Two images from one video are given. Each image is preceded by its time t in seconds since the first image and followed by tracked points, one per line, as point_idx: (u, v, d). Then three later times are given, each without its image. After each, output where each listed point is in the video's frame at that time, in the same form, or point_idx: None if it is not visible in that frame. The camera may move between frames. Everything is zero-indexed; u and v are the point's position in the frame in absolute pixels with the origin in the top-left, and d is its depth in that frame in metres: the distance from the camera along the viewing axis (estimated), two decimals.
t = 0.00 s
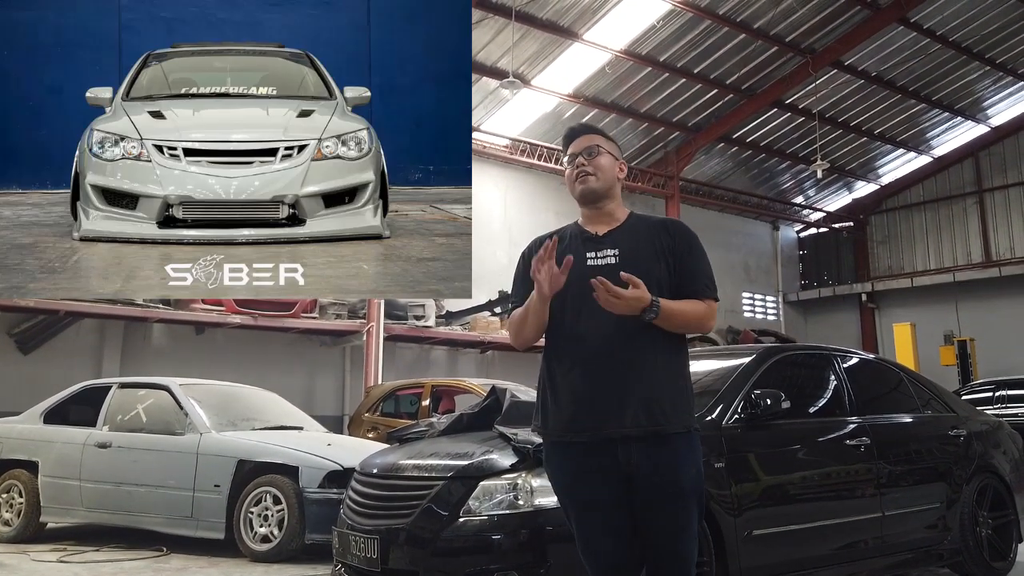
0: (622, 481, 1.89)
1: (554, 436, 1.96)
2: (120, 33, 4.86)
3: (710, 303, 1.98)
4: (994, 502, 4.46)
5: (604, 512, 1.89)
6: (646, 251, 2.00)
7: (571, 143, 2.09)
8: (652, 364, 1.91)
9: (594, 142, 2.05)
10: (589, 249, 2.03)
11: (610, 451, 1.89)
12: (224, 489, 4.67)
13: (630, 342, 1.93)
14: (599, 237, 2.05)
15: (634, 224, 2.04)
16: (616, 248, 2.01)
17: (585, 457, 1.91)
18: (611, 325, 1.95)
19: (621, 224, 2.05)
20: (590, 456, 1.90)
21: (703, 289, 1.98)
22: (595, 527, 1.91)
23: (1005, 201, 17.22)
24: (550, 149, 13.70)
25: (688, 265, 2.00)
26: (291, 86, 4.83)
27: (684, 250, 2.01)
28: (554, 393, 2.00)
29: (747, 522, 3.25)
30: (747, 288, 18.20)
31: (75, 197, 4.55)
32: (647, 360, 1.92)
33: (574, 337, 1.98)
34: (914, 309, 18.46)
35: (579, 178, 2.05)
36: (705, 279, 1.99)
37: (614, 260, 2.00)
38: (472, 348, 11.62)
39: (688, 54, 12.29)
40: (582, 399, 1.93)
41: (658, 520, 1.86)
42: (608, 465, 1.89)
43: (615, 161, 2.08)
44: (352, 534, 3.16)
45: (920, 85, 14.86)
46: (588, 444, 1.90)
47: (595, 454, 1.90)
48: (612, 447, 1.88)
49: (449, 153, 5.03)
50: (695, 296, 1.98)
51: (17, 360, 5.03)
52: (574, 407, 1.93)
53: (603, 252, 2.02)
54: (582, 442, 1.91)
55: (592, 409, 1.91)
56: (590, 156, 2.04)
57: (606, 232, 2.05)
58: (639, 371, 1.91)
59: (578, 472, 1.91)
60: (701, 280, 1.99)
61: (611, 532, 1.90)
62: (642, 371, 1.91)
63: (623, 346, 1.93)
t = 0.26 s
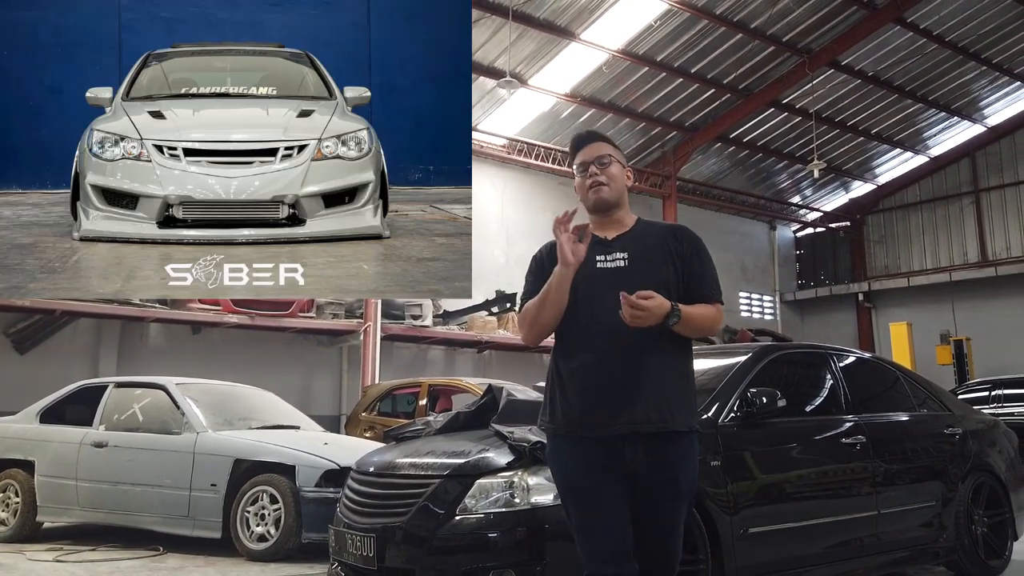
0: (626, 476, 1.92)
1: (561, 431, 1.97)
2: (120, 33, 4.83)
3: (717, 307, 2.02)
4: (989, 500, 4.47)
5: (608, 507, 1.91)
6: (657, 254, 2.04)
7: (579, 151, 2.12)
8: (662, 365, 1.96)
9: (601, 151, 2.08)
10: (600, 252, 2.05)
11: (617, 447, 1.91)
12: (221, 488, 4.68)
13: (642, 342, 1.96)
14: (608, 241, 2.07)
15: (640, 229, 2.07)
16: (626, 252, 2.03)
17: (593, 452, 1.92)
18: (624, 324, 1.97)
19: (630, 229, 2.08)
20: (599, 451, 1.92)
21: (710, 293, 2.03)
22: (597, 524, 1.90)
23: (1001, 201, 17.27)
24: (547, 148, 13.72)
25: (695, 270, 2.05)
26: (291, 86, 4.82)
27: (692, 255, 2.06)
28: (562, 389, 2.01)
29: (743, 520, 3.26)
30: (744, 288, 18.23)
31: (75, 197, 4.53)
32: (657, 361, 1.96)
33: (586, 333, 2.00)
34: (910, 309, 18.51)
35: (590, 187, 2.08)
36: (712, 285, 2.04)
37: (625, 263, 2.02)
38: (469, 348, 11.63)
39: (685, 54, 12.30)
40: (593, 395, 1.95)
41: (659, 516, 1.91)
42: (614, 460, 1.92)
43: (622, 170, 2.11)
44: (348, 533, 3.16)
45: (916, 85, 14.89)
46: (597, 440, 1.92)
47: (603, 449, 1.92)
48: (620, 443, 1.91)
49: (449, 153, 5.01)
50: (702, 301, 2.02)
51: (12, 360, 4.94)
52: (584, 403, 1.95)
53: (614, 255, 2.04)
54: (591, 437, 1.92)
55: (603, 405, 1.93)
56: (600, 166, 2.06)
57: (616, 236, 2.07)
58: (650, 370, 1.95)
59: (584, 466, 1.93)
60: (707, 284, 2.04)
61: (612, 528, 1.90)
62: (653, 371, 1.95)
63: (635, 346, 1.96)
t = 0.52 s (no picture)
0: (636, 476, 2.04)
1: (578, 431, 2.05)
2: (120, 33, 4.82)
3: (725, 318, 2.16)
4: (986, 498, 4.49)
5: (618, 505, 2.00)
6: (673, 268, 2.14)
7: (592, 159, 2.21)
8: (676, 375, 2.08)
9: (611, 159, 2.18)
10: (618, 261, 2.13)
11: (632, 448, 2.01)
12: (220, 486, 4.72)
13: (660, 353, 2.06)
14: (624, 248, 2.16)
15: (655, 238, 2.16)
16: (643, 261, 2.13)
17: (610, 453, 2.02)
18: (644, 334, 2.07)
19: (644, 236, 2.17)
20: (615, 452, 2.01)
21: (720, 305, 2.16)
22: (609, 523, 1.98)
23: (998, 201, 17.29)
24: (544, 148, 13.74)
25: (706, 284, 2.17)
26: (291, 86, 4.84)
27: (704, 269, 2.17)
28: (580, 390, 2.09)
29: (740, 517, 3.26)
30: (742, 288, 18.27)
31: (75, 197, 4.53)
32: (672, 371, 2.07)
33: (606, 340, 2.07)
34: (907, 309, 18.55)
35: (603, 193, 2.18)
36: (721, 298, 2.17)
37: (643, 274, 2.11)
38: (467, 347, 11.66)
39: (683, 54, 12.32)
40: (612, 399, 2.04)
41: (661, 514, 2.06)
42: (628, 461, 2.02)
43: (633, 175, 2.21)
44: (346, 530, 3.16)
45: (914, 85, 14.91)
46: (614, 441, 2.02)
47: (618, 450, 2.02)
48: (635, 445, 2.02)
49: (449, 153, 5.00)
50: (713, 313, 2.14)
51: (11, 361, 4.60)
52: (602, 406, 2.04)
53: (631, 265, 2.12)
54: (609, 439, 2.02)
55: (622, 410, 2.02)
56: (611, 172, 2.17)
57: (632, 243, 2.16)
58: (665, 379, 2.06)
59: (599, 465, 2.01)
60: (718, 297, 2.16)
61: (621, 525, 1.99)
62: (668, 379, 2.06)
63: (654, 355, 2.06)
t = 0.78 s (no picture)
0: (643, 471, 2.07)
1: (590, 426, 2.05)
2: (120, 33, 4.82)
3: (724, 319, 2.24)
4: (984, 494, 4.49)
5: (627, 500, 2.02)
6: (682, 268, 2.17)
7: (609, 157, 2.22)
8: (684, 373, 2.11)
9: (630, 159, 2.18)
10: (632, 260, 2.14)
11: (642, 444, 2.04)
12: (219, 483, 4.72)
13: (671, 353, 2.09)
14: (638, 248, 2.17)
15: (665, 239, 2.20)
16: (656, 262, 2.15)
17: (622, 449, 2.03)
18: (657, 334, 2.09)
19: (654, 237, 2.21)
20: (627, 448, 2.03)
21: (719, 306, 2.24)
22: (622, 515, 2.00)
23: (997, 199, 17.29)
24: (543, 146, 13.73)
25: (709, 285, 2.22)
26: (291, 87, 4.84)
27: (708, 270, 2.23)
28: (592, 386, 2.09)
29: (739, 513, 3.27)
30: (741, 286, 18.29)
31: (75, 196, 4.51)
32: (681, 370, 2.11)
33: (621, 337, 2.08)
34: (905, 307, 18.56)
35: (622, 192, 2.18)
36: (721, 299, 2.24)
37: (655, 274, 2.14)
38: (467, 345, 11.67)
39: (682, 52, 12.31)
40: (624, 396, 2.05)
41: (663, 507, 2.10)
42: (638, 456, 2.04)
43: (649, 178, 2.22)
44: (345, 525, 3.17)
45: (913, 83, 14.91)
46: (626, 437, 2.03)
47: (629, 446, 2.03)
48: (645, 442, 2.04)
49: (449, 153, 5.00)
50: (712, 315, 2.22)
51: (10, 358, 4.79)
52: (616, 402, 2.05)
53: (645, 265, 2.15)
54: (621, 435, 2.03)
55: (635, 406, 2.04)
56: (631, 173, 2.18)
57: (644, 243, 2.19)
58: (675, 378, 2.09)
59: (611, 460, 2.02)
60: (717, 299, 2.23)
61: (630, 518, 2.01)
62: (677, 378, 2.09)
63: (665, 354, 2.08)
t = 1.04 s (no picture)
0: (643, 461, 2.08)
1: (590, 416, 2.07)
2: (120, 33, 4.83)
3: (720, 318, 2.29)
4: (981, 488, 4.51)
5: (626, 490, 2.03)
6: (682, 264, 2.20)
7: (611, 155, 2.26)
8: (685, 365, 2.13)
9: (633, 156, 2.23)
10: (635, 254, 2.16)
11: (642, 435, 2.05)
12: (219, 477, 4.69)
13: (672, 345, 2.12)
14: (639, 243, 2.20)
15: (666, 235, 2.23)
16: (658, 257, 2.17)
17: (622, 439, 2.04)
18: (658, 326, 2.11)
19: (656, 232, 2.23)
20: (627, 438, 2.04)
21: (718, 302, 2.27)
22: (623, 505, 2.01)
23: (997, 194, 17.28)
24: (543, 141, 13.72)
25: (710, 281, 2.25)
26: (291, 86, 4.84)
27: (709, 266, 2.25)
28: (593, 377, 2.10)
29: (737, 506, 3.28)
30: (741, 281, 18.30)
31: (75, 197, 4.61)
32: (681, 362, 2.12)
33: (622, 329, 2.10)
34: (905, 302, 18.58)
35: (626, 188, 2.22)
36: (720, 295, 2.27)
37: (656, 269, 2.16)
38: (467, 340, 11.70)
39: (682, 48, 12.30)
40: (625, 386, 2.07)
41: (662, 498, 2.11)
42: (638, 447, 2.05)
43: (652, 176, 2.27)
44: (345, 518, 3.18)
45: (913, 79, 14.90)
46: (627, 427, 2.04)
47: (630, 436, 2.05)
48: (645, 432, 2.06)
49: (449, 153, 5.01)
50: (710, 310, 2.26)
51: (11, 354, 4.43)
52: (616, 393, 2.06)
53: (647, 259, 2.16)
54: (622, 425, 2.04)
55: (635, 397, 2.06)
56: (634, 170, 2.22)
57: (647, 238, 2.21)
58: (675, 369, 2.11)
59: (610, 450, 2.03)
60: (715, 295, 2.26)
61: (629, 508, 2.02)
62: (678, 370, 2.11)
63: (665, 345, 2.10)
